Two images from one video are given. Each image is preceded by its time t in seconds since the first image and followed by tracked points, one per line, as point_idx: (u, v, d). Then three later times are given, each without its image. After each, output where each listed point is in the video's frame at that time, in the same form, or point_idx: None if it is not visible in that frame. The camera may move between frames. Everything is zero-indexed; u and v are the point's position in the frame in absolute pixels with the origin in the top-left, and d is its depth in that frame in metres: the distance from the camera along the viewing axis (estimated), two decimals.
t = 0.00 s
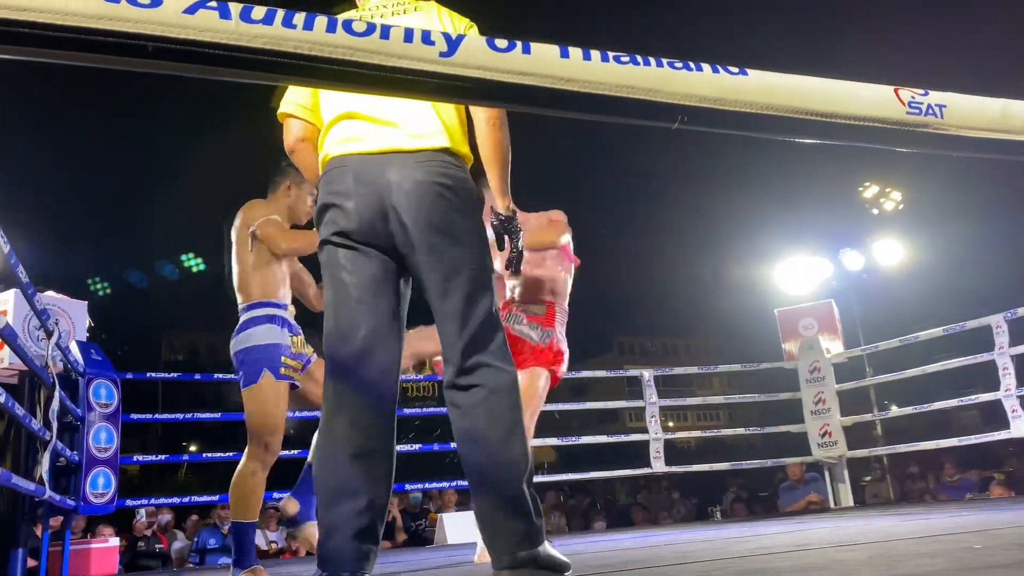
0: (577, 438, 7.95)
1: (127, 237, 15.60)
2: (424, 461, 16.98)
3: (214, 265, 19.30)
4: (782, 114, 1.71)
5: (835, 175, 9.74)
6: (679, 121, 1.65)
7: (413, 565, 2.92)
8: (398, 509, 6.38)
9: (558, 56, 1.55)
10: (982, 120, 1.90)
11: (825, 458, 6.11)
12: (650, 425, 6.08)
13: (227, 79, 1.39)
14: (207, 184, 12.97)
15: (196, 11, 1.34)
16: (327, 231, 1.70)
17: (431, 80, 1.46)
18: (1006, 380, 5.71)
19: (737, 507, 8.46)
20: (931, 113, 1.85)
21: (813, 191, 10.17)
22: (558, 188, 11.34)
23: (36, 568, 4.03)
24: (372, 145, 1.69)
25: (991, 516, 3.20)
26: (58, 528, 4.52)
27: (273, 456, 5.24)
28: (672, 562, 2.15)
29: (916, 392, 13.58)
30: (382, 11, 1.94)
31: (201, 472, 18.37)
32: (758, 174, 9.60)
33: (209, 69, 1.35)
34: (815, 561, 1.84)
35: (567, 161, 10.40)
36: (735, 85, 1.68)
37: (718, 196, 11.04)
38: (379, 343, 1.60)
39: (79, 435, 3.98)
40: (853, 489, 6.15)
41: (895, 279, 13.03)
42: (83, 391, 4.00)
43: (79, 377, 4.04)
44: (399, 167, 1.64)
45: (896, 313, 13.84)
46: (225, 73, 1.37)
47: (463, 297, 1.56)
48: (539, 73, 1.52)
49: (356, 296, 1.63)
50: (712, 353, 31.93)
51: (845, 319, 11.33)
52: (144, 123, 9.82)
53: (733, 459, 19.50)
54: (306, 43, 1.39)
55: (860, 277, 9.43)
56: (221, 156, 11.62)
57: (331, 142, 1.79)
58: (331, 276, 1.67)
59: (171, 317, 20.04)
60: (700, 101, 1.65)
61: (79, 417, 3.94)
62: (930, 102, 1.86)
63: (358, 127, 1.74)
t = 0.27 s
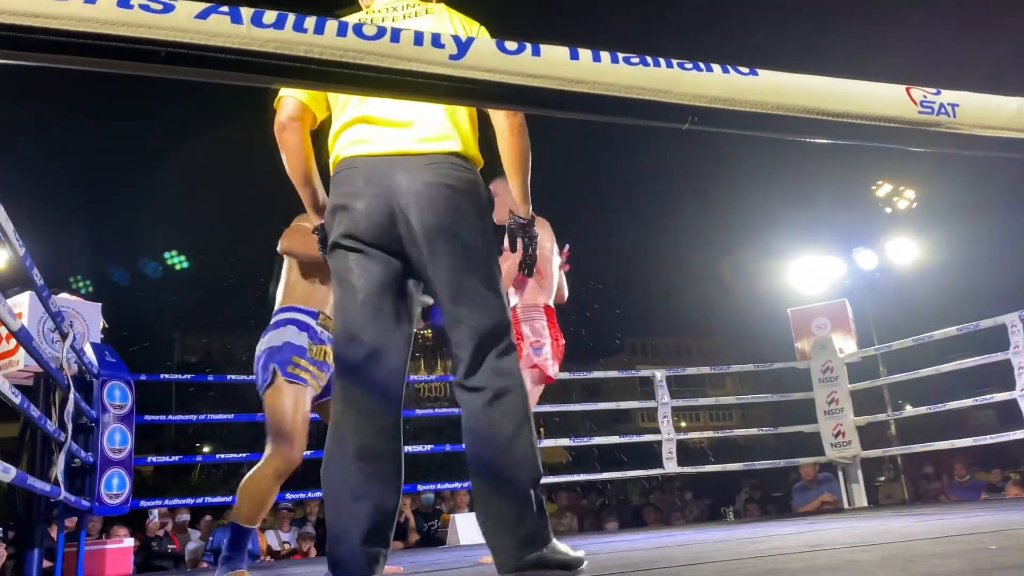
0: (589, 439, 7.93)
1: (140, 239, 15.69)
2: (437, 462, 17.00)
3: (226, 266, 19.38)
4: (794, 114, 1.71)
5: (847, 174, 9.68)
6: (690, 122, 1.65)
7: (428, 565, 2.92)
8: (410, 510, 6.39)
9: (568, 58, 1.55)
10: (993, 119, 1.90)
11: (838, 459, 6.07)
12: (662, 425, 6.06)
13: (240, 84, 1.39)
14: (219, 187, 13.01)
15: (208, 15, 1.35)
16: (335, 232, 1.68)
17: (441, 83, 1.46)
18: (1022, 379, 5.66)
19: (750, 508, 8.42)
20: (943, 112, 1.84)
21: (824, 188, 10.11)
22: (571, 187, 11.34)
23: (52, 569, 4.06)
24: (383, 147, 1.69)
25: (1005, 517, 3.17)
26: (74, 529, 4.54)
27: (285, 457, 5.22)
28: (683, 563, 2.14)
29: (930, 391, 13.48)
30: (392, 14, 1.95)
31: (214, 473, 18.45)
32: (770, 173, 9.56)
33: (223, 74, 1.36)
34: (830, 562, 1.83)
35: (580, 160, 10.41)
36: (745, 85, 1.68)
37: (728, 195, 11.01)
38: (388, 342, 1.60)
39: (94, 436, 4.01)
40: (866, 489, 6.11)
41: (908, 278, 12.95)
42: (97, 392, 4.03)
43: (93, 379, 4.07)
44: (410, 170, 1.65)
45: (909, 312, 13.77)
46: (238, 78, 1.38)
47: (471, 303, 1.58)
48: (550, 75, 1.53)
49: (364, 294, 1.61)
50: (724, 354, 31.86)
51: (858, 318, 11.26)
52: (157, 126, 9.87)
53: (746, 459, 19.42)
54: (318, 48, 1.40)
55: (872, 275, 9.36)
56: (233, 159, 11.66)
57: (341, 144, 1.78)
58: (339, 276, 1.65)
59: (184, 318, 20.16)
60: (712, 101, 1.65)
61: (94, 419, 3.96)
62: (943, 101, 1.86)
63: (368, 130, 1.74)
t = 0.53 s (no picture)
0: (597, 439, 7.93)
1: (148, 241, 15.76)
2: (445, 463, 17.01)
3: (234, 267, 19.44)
4: (800, 113, 1.70)
5: (854, 174, 9.69)
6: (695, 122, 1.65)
7: (441, 565, 2.91)
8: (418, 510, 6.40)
9: (574, 59, 1.55)
10: (1001, 118, 1.89)
11: (846, 458, 6.06)
12: (670, 425, 6.06)
13: (247, 86, 1.40)
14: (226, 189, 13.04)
15: (215, 19, 1.35)
16: (386, 240, 1.71)
17: (447, 84, 1.47)
18: None
19: (759, 508, 8.41)
20: (951, 111, 1.84)
21: (831, 188, 10.12)
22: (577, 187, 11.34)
23: (61, 570, 4.09)
24: (435, 155, 1.70)
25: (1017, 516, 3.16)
26: (83, 530, 4.56)
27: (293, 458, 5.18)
28: (694, 563, 2.13)
29: (938, 391, 13.45)
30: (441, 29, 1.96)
31: (223, 474, 18.50)
32: (776, 173, 9.56)
33: (231, 78, 1.37)
34: (840, 562, 1.83)
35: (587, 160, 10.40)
36: (751, 85, 1.68)
37: (735, 195, 11.02)
38: (428, 349, 1.64)
39: (103, 437, 4.03)
40: (875, 489, 6.09)
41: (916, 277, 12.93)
42: (106, 394, 4.05)
43: (102, 380, 4.09)
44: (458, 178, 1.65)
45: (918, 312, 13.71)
46: (245, 81, 1.39)
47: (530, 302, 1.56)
48: (557, 76, 1.53)
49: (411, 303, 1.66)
50: (732, 354, 31.79)
51: (866, 317, 11.26)
52: (165, 129, 9.92)
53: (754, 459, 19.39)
54: (325, 50, 1.40)
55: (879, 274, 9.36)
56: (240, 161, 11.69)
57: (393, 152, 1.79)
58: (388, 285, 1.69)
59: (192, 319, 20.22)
60: (718, 100, 1.65)
61: (103, 420, 3.98)
62: (950, 99, 1.85)
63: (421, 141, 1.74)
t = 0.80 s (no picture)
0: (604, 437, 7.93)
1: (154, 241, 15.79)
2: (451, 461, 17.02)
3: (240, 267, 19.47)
4: (805, 111, 1.70)
5: (860, 173, 9.67)
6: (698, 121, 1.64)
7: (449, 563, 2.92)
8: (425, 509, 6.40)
9: (579, 57, 1.55)
10: (1004, 114, 1.90)
11: (853, 456, 6.03)
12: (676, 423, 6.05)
13: (252, 86, 1.40)
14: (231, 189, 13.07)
15: (219, 20, 1.36)
16: (498, 241, 1.91)
17: (455, 86, 1.47)
18: None
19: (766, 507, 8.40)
20: (957, 107, 1.84)
21: (837, 187, 10.11)
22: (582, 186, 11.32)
23: (70, 568, 4.11)
24: (564, 174, 1.96)
25: None
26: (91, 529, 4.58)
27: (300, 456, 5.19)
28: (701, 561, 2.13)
29: (944, 388, 13.44)
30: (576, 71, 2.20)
31: (229, 474, 18.55)
32: (782, 172, 9.55)
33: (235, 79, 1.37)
34: (846, 560, 1.83)
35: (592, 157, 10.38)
36: (759, 82, 1.68)
37: (740, 192, 10.98)
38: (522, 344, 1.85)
39: (111, 437, 4.05)
40: (882, 487, 6.07)
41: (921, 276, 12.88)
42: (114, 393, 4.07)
43: (110, 380, 4.10)
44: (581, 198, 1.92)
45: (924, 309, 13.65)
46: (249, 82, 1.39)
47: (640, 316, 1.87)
48: (564, 73, 1.53)
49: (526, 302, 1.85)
50: (738, 351, 31.72)
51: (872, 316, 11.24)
52: (172, 130, 9.96)
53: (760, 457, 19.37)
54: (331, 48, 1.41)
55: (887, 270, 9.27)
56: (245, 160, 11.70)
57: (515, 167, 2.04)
58: (493, 279, 1.87)
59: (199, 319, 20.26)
60: (723, 99, 1.65)
61: (110, 419, 4.00)
62: (957, 95, 1.85)
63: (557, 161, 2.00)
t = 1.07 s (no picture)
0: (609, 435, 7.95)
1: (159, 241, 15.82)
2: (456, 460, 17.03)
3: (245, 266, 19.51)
4: (809, 107, 1.70)
5: (864, 173, 9.71)
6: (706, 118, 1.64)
7: (453, 562, 2.90)
8: (429, 506, 6.40)
9: (581, 55, 1.55)
10: (1011, 110, 1.90)
11: (858, 454, 6.02)
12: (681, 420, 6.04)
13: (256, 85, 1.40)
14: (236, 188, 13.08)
15: (223, 18, 1.36)
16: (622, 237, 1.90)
17: (459, 83, 1.48)
18: None
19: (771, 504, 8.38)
20: (961, 103, 1.84)
21: (840, 186, 10.16)
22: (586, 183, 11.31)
23: (76, 566, 4.12)
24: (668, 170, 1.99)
25: None
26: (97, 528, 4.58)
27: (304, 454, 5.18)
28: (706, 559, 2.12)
29: (949, 386, 13.46)
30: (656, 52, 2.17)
31: (235, 472, 18.59)
32: (785, 172, 9.59)
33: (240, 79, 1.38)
34: (852, 558, 1.81)
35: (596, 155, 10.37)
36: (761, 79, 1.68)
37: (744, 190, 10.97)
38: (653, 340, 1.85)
39: (117, 437, 4.06)
40: (887, 484, 6.07)
41: (925, 274, 12.91)
42: (119, 392, 4.08)
43: (116, 379, 4.11)
44: (686, 190, 1.97)
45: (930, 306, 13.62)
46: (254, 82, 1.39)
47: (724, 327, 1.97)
48: (568, 70, 1.53)
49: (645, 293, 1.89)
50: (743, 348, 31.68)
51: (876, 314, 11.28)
52: (177, 130, 10.00)
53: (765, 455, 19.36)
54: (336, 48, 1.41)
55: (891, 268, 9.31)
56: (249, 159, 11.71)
57: (602, 161, 2.04)
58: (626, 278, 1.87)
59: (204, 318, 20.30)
60: (727, 96, 1.64)
61: (116, 419, 4.01)
62: (961, 91, 1.86)
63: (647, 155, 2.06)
